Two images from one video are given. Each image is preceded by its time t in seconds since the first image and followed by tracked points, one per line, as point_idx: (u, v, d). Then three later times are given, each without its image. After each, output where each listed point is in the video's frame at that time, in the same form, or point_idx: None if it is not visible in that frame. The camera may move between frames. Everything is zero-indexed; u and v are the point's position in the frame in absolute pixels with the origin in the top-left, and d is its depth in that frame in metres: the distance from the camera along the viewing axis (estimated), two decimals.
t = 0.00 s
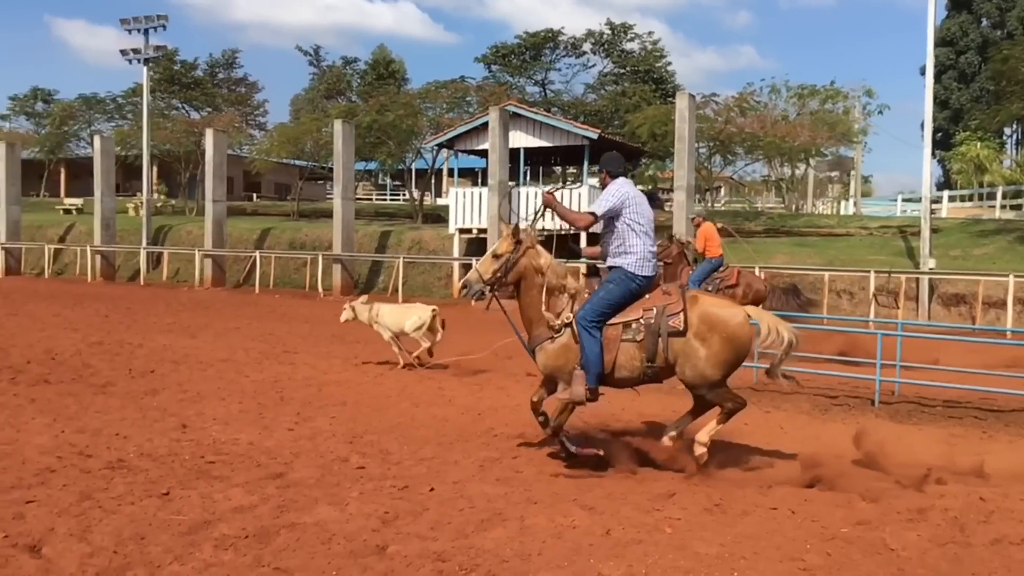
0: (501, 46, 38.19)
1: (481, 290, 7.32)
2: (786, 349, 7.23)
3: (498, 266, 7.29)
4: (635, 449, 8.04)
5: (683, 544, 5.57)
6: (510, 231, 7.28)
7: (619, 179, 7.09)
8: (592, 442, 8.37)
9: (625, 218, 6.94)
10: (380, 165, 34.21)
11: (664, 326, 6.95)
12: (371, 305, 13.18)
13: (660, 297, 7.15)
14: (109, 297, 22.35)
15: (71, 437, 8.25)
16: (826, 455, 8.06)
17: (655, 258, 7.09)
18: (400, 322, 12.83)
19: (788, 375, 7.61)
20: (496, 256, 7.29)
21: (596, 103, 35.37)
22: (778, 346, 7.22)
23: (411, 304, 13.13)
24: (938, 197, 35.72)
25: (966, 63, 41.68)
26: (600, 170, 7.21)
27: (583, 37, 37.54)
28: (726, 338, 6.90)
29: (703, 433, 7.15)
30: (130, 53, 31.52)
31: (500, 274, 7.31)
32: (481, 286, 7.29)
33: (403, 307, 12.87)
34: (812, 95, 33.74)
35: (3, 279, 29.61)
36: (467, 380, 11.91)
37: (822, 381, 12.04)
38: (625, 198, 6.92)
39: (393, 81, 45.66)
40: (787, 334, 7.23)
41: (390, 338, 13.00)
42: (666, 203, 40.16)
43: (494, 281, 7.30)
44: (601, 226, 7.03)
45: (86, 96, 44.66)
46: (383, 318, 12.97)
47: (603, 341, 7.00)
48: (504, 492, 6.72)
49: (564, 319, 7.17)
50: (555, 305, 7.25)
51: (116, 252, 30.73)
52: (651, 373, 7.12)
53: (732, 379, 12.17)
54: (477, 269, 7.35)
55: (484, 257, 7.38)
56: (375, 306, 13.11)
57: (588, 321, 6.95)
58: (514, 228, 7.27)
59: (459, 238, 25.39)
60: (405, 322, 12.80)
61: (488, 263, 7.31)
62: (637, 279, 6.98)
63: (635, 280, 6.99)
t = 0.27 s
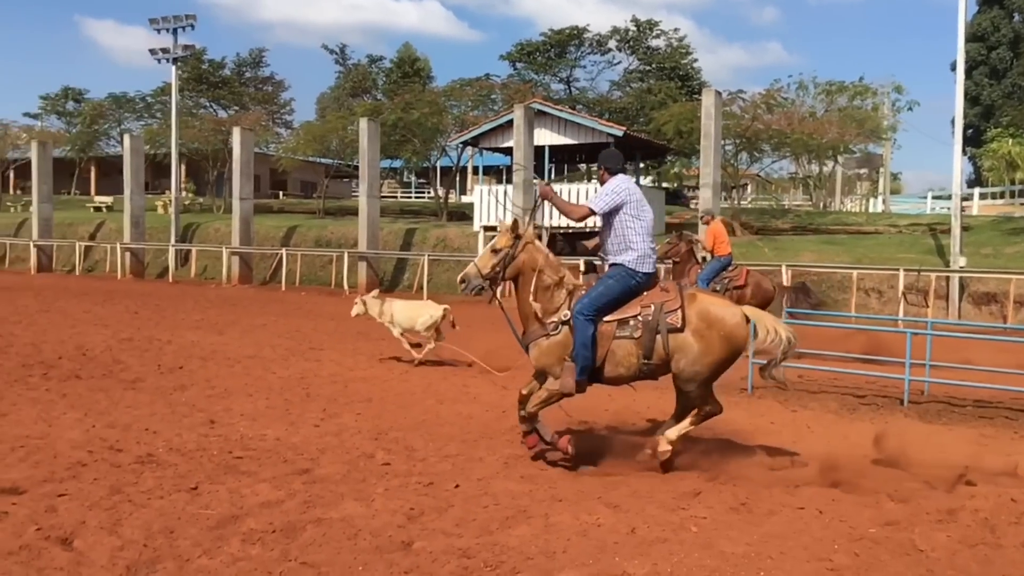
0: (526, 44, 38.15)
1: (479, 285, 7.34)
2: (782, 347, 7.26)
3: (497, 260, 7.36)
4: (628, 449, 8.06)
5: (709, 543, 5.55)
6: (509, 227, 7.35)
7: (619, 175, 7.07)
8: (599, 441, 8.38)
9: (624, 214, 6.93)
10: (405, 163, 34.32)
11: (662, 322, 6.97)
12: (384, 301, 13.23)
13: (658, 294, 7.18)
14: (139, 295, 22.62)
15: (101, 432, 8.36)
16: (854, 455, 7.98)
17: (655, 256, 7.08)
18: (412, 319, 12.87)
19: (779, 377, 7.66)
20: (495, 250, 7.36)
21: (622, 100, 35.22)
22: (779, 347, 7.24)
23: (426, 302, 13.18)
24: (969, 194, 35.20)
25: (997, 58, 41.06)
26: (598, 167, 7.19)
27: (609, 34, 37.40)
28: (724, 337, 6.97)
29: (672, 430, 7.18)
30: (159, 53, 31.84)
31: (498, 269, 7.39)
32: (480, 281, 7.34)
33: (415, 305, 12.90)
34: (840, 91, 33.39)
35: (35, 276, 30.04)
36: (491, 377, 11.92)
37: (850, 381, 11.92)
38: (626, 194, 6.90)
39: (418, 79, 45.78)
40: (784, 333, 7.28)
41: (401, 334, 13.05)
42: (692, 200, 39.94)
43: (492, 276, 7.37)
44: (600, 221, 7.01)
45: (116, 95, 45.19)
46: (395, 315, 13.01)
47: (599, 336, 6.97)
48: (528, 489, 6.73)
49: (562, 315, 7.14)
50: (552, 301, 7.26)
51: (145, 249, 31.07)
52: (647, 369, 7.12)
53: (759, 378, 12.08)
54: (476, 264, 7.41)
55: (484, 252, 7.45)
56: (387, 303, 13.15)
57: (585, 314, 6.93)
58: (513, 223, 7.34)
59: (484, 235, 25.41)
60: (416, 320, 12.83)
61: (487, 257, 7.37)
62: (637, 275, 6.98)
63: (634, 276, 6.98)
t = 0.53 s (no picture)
0: (552, 41, 38.07)
1: (479, 278, 7.33)
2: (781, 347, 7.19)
3: (497, 254, 7.34)
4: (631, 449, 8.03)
5: (736, 541, 5.52)
6: (510, 221, 7.33)
7: (618, 173, 7.07)
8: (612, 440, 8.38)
9: (624, 211, 6.93)
10: (432, 160, 34.42)
11: (661, 321, 6.94)
12: (396, 296, 13.26)
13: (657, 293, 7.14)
14: (169, 291, 22.91)
15: (133, 426, 8.49)
16: (884, 454, 7.89)
17: (655, 253, 7.06)
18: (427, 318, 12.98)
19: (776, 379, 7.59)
20: (495, 245, 7.34)
21: (649, 96, 35.06)
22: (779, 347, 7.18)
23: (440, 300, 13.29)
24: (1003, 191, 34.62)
25: None
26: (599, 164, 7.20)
27: (636, 30, 37.22)
28: (723, 338, 6.93)
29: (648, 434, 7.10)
30: (189, 52, 32.19)
31: (498, 263, 7.36)
32: (479, 275, 7.32)
33: (431, 303, 13.00)
34: (871, 86, 32.99)
35: (69, 273, 30.51)
36: (517, 374, 11.92)
37: (880, 380, 11.79)
38: (625, 190, 6.91)
39: (444, 76, 45.86)
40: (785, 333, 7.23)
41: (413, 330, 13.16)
42: (720, 197, 39.69)
43: (492, 270, 7.35)
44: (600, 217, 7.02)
45: (147, 94, 45.75)
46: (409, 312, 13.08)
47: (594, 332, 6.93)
48: (554, 486, 6.73)
49: (560, 312, 7.10)
50: (550, 298, 7.23)
51: (176, 246, 31.44)
52: (644, 368, 7.11)
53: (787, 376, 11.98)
54: (476, 258, 7.39)
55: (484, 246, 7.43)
56: (399, 300, 13.17)
57: (582, 310, 6.90)
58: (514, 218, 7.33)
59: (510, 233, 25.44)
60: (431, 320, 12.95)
61: (487, 251, 7.35)
62: (636, 273, 6.96)
63: (633, 273, 6.96)
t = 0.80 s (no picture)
0: (576, 37, 37.97)
1: (474, 270, 7.32)
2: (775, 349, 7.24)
3: (494, 247, 7.35)
4: (632, 445, 8.04)
5: (761, 540, 5.48)
6: (510, 215, 7.34)
7: (616, 171, 7.06)
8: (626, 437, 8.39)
9: (620, 210, 6.94)
10: (455, 158, 34.48)
11: (655, 322, 6.92)
12: (406, 291, 13.26)
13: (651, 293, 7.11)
14: (196, 288, 23.13)
15: (160, 421, 8.58)
16: (911, 454, 7.80)
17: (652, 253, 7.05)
18: (439, 316, 13.03)
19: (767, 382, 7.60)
20: (494, 238, 7.36)
21: (673, 92, 34.88)
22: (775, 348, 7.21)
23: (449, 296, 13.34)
24: None
25: None
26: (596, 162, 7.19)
27: (660, 26, 37.04)
28: (717, 340, 6.95)
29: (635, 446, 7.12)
30: (215, 51, 32.46)
31: (494, 256, 7.35)
32: (475, 266, 7.32)
33: (442, 302, 13.04)
34: (899, 82, 32.60)
35: (98, 269, 30.91)
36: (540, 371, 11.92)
37: (907, 378, 11.66)
38: (622, 189, 6.92)
39: (468, 73, 45.91)
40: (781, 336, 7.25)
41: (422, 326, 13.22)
42: (745, 194, 39.44)
43: (488, 263, 7.34)
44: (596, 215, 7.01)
45: (174, 92, 46.22)
46: (420, 308, 13.13)
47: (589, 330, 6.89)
48: (577, 484, 6.72)
49: (554, 308, 7.09)
50: (544, 294, 7.21)
51: (202, 243, 31.73)
52: (636, 367, 7.10)
53: (813, 374, 11.87)
54: (473, 249, 7.39)
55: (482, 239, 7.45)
56: (411, 295, 13.19)
57: (578, 307, 6.84)
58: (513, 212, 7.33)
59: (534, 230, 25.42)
60: (443, 318, 13.01)
61: (485, 243, 7.37)
62: (632, 272, 6.93)
63: (629, 272, 6.93)
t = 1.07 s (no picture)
0: (596, 34, 37.87)
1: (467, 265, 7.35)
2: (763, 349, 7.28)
3: (489, 243, 7.37)
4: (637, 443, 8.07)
5: (782, 540, 5.45)
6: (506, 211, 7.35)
7: (608, 172, 7.01)
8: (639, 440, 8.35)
9: (612, 212, 6.88)
10: (474, 155, 34.52)
11: (645, 324, 6.94)
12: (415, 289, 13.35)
13: (641, 295, 7.11)
14: (217, 286, 23.31)
15: (183, 418, 8.66)
16: (934, 453, 7.72)
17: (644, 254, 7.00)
18: (445, 315, 13.02)
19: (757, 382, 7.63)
20: (489, 233, 7.38)
21: (693, 89, 34.73)
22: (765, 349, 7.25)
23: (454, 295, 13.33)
24: None
25: None
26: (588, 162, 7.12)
27: (680, 23, 36.87)
28: (708, 341, 6.96)
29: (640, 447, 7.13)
30: (236, 50, 32.66)
31: (489, 251, 7.38)
32: (469, 260, 7.34)
33: (449, 301, 13.04)
34: (922, 78, 32.30)
35: (121, 267, 31.20)
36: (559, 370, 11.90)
37: (930, 377, 11.55)
38: (613, 191, 6.86)
39: (487, 71, 45.93)
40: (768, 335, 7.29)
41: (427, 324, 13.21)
42: (765, 192, 39.21)
43: (481, 257, 7.36)
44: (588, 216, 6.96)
45: (196, 91, 46.59)
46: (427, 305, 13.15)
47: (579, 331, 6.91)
48: (597, 482, 6.71)
49: (544, 307, 7.13)
50: (536, 292, 7.25)
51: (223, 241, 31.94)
52: (624, 369, 7.12)
53: (835, 373, 11.78)
54: (467, 243, 7.41)
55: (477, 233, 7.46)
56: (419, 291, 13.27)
57: (569, 308, 6.85)
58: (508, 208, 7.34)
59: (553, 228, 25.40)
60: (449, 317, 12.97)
61: (480, 238, 7.38)
62: (624, 274, 6.91)
63: (621, 274, 6.91)
